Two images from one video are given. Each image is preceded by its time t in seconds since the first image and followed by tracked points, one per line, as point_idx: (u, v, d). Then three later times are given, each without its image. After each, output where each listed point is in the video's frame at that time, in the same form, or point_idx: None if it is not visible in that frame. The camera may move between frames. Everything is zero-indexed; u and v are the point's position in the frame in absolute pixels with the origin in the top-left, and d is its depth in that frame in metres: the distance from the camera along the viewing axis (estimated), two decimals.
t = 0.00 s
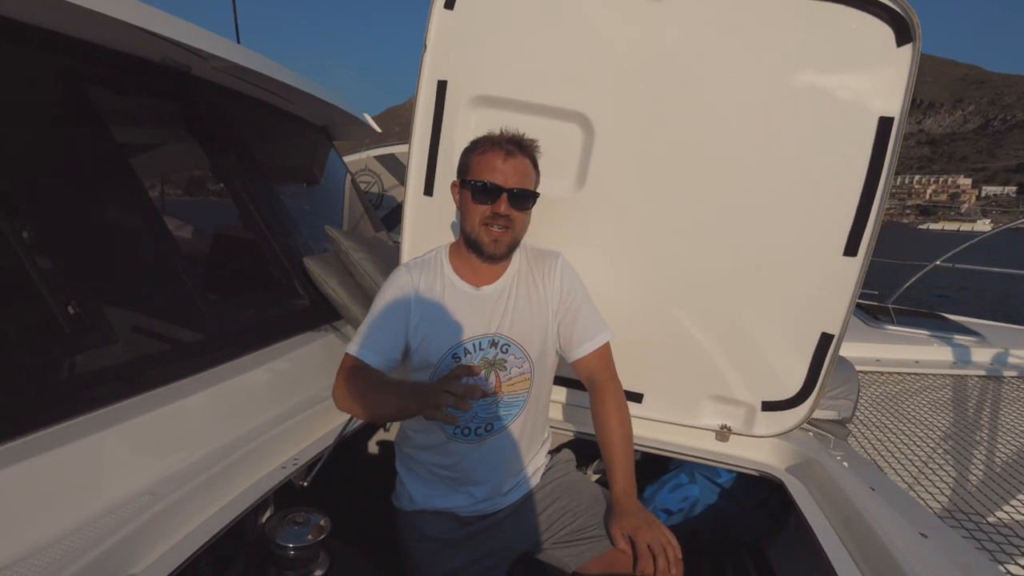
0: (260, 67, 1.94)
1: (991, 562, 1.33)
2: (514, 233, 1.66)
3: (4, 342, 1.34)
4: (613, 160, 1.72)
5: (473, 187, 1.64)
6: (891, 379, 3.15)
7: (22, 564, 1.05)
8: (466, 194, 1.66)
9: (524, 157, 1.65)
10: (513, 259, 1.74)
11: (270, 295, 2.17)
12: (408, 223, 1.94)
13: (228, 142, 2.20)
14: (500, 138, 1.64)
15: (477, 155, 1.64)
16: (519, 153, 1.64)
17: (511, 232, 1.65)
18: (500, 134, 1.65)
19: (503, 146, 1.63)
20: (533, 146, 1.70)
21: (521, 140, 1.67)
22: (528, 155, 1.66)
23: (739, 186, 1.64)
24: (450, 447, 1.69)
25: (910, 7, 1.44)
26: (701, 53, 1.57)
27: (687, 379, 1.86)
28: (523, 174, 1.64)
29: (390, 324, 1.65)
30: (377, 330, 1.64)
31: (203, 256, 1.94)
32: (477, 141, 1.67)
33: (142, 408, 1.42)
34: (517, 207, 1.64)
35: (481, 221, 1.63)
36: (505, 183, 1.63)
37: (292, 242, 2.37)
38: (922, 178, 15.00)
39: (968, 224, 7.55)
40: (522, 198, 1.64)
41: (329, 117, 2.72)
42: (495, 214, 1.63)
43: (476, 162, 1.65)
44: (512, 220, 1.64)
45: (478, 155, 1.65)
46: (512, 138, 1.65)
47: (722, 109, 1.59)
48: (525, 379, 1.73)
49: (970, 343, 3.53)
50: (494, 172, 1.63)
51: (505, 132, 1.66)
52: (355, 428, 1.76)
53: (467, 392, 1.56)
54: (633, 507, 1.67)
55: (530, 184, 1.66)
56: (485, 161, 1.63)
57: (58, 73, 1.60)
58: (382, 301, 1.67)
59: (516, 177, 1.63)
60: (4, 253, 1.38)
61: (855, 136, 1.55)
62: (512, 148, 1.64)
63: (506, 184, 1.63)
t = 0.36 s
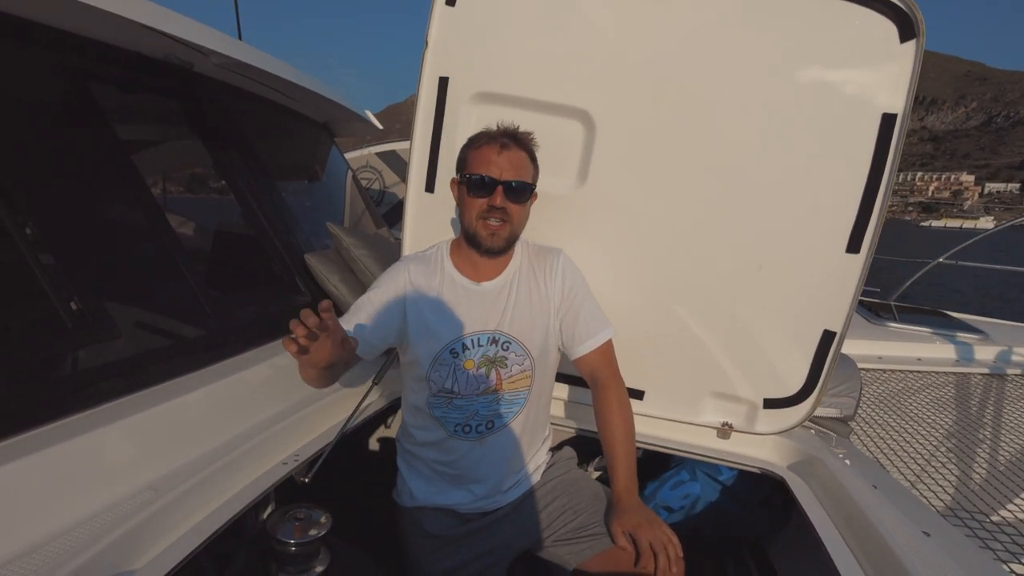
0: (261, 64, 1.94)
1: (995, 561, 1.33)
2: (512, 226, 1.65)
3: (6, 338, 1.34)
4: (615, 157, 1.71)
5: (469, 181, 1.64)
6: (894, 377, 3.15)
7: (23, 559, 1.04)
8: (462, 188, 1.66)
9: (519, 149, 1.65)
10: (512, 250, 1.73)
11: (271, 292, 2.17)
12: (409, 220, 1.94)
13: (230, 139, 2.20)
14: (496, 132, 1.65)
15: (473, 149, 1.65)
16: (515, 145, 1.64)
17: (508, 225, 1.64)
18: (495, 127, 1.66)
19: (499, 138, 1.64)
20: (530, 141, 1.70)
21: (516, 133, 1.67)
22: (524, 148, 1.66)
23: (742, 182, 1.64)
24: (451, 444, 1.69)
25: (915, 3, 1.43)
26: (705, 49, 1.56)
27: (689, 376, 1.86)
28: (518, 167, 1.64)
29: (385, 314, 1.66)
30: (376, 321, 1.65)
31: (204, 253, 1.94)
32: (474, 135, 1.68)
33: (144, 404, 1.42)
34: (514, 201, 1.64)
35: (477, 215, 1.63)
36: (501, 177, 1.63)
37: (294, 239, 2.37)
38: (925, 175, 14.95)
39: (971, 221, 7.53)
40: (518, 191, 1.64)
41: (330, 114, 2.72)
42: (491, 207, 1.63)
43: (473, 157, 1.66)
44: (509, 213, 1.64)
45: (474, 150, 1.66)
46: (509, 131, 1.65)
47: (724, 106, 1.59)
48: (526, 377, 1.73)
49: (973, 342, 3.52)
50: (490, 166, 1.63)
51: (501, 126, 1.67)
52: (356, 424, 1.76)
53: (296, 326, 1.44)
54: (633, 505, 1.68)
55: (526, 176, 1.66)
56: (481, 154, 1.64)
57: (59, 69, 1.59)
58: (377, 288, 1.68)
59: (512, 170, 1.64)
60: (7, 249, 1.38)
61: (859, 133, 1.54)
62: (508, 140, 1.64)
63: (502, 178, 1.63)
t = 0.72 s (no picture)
0: (261, 62, 1.94)
1: (995, 561, 1.33)
2: (478, 234, 1.64)
3: (8, 335, 1.34)
4: (617, 155, 1.71)
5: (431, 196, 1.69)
6: (894, 375, 3.15)
7: (23, 557, 1.04)
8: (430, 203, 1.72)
9: (473, 156, 1.62)
10: (494, 251, 1.71)
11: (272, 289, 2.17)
12: (410, 218, 1.94)
13: (231, 136, 2.20)
14: (449, 141, 1.65)
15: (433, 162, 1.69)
16: (468, 153, 1.62)
17: (471, 235, 1.64)
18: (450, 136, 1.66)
19: (451, 149, 1.64)
20: (492, 140, 1.65)
21: (472, 137, 1.64)
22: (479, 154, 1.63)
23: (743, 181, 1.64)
24: (450, 444, 1.69)
25: (912, 3, 1.43)
26: (706, 48, 1.56)
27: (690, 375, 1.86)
28: (472, 175, 1.63)
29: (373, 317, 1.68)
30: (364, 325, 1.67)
31: (206, 250, 1.94)
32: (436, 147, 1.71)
33: (145, 403, 1.43)
34: (475, 209, 1.62)
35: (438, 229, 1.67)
36: (455, 189, 1.64)
37: (295, 237, 2.38)
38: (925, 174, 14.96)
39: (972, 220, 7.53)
40: (473, 201, 1.61)
41: (332, 112, 2.72)
42: (451, 220, 1.63)
43: (434, 171, 1.69)
44: (471, 222, 1.63)
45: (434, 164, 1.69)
46: (462, 138, 1.64)
47: (724, 104, 1.59)
48: (523, 373, 1.73)
49: (974, 340, 3.52)
50: (446, 179, 1.65)
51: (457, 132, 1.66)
52: (358, 422, 1.77)
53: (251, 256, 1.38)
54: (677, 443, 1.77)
55: (487, 182, 1.64)
56: (439, 168, 1.66)
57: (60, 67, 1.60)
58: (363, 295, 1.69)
59: (468, 180, 1.63)
60: (10, 246, 1.39)
61: (859, 132, 1.54)
62: (460, 149, 1.63)
63: (455, 190, 1.64)
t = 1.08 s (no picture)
0: (263, 60, 1.94)
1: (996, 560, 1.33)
2: (458, 242, 1.60)
3: (9, 333, 1.35)
4: (618, 154, 1.71)
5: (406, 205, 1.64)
6: (895, 374, 3.15)
7: (24, 555, 1.05)
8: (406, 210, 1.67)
9: (449, 164, 1.58)
10: (479, 254, 1.68)
11: (274, 288, 2.18)
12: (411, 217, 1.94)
13: (233, 135, 2.20)
14: (422, 148, 1.59)
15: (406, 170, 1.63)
16: (444, 160, 1.58)
17: (453, 244, 1.60)
18: (422, 142, 1.61)
19: (425, 157, 1.59)
20: (468, 143, 1.60)
21: (447, 142, 1.59)
22: (455, 161, 1.58)
23: (744, 179, 1.64)
24: (448, 448, 1.69)
25: (916, 1, 1.43)
26: (708, 47, 1.56)
27: (692, 374, 1.86)
28: (448, 183, 1.58)
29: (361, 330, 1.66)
30: (351, 341, 1.65)
31: (207, 249, 1.95)
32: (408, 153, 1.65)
33: (146, 399, 1.44)
34: (453, 218, 1.57)
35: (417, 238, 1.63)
36: (432, 197, 1.59)
37: (297, 235, 2.38)
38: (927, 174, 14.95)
39: (973, 219, 7.53)
40: (451, 210, 1.57)
41: (333, 110, 2.72)
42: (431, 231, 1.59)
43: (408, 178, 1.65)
44: (450, 232, 1.58)
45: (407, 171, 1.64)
46: (436, 144, 1.58)
47: (725, 103, 1.59)
48: (516, 373, 1.73)
49: (975, 339, 3.52)
50: (421, 188, 1.60)
51: (430, 138, 1.60)
52: (359, 421, 1.76)
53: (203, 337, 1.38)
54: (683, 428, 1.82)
55: (463, 188, 1.59)
56: (412, 176, 1.61)
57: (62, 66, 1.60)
58: (349, 307, 1.66)
59: (444, 189, 1.58)
60: (11, 245, 1.39)
61: (861, 130, 1.54)
62: (434, 157, 1.58)
63: (433, 199, 1.59)
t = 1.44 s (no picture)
0: (262, 61, 1.94)
1: (995, 560, 1.33)
2: (495, 252, 1.61)
3: (9, 334, 1.35)
4: (618, 154, 1.71)
5: (453, 214, 1.54)
6: (894, 374, 3.15)
7: (24, 557, 1.06)
8: (444, 217, 1.57)
9: (508, 178, 1.55)
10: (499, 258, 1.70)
11: (274, 288, 2.18)
12: (411, 217, 1.94)
13: (233, 135, 2.20)
14: (479, 157, 1.52)
15: (455, 176, 1.53)
16: (504, 173, 1.54)
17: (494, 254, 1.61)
18: (478, 150, 1.53)
19: (486, 168, 1.52)
20: (516, 154, 1.59)
21: (504, 153, 1.55)
22: (511, 174, 1.56)
23: (744, 180, 1.64)
24: (447, 456, 1.69)
25: (913, 2, 1.43)
26: (707, 48, 1.56)
27: (692, 374, 1.86)
28: (506, 197, 1.56)
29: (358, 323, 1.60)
30: (348, 339, 1.59)
31: (207, 249, 1.95)
32: (452, 156, 1.53)
33: (148, 397, 1.44)
34: (501, 231, 1.57)
35: (462, 249, 1.56)
36: (488, 210, 1.55)
37: (296, 235, 2.38)
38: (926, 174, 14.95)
39: (972, 219, 7.53)
40: (505, 223, 1.57)
41: (333, 111, 2.72)
42: (478, 243, 1.56)
43: (454, 185, 1.54)
44: (495, 244, 1.58)
45: (455, 177, 1.53)
46: (493, 155, 1.53)
47: (724, 103, 1.59)
48: (517, 381, 1.73)
49: (974, 339, 3.52)
50: (477, 199, 1.53)
51: (483, 146, 1.53)
52: (359, 421, 1.77)
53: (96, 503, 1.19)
54: (676, 431, 1.85)
55: (510, 200, 1.58)
56: (465, 185, 1.53)
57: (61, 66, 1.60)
58: (346, 301, 1.60)
59: (496, 202, 1.55)
60: (11, 245, 1.39)
61: (860, 131, 1.54)
62: (495, 169, 1.53)
63: (488, 212, 1.55)
